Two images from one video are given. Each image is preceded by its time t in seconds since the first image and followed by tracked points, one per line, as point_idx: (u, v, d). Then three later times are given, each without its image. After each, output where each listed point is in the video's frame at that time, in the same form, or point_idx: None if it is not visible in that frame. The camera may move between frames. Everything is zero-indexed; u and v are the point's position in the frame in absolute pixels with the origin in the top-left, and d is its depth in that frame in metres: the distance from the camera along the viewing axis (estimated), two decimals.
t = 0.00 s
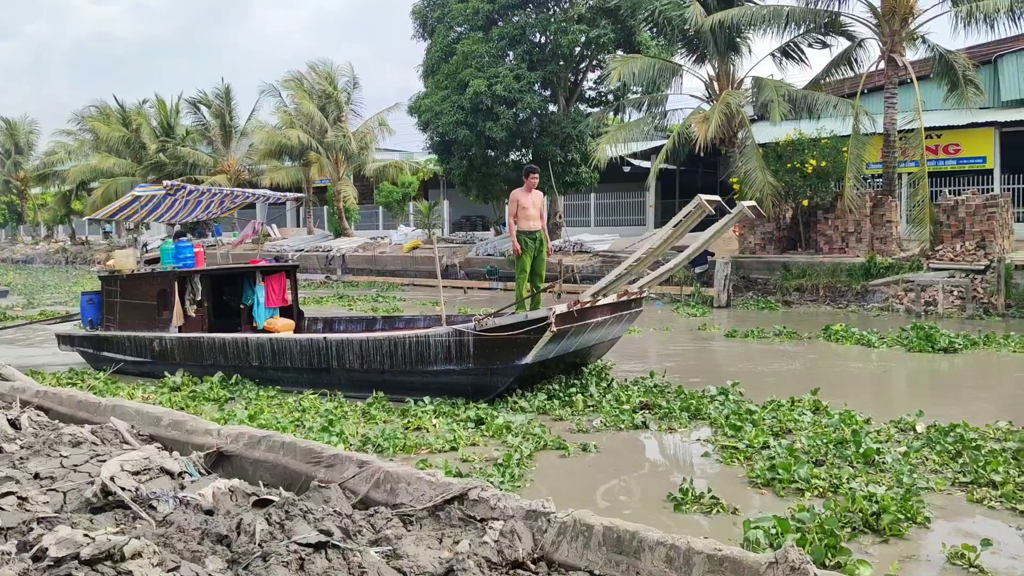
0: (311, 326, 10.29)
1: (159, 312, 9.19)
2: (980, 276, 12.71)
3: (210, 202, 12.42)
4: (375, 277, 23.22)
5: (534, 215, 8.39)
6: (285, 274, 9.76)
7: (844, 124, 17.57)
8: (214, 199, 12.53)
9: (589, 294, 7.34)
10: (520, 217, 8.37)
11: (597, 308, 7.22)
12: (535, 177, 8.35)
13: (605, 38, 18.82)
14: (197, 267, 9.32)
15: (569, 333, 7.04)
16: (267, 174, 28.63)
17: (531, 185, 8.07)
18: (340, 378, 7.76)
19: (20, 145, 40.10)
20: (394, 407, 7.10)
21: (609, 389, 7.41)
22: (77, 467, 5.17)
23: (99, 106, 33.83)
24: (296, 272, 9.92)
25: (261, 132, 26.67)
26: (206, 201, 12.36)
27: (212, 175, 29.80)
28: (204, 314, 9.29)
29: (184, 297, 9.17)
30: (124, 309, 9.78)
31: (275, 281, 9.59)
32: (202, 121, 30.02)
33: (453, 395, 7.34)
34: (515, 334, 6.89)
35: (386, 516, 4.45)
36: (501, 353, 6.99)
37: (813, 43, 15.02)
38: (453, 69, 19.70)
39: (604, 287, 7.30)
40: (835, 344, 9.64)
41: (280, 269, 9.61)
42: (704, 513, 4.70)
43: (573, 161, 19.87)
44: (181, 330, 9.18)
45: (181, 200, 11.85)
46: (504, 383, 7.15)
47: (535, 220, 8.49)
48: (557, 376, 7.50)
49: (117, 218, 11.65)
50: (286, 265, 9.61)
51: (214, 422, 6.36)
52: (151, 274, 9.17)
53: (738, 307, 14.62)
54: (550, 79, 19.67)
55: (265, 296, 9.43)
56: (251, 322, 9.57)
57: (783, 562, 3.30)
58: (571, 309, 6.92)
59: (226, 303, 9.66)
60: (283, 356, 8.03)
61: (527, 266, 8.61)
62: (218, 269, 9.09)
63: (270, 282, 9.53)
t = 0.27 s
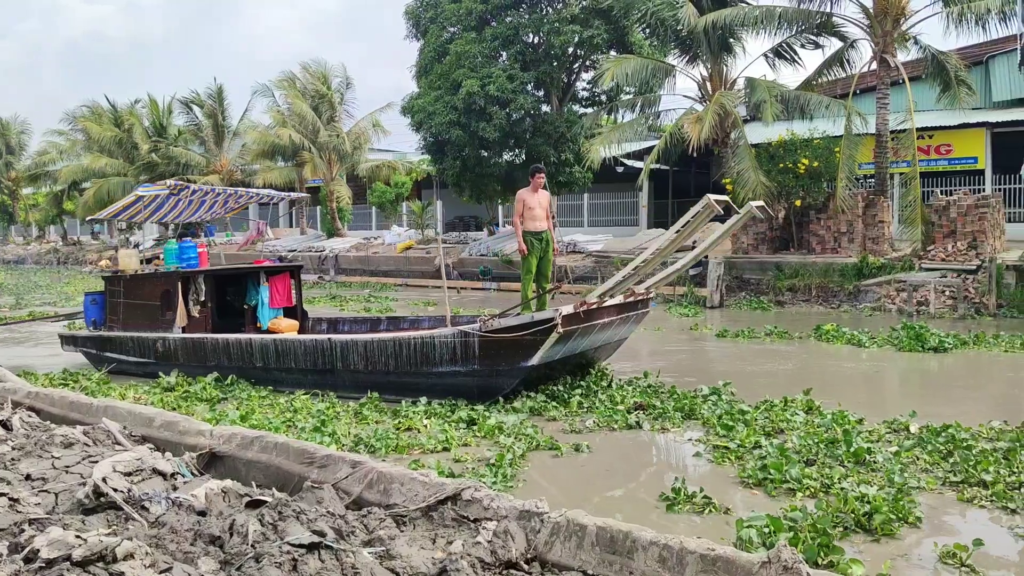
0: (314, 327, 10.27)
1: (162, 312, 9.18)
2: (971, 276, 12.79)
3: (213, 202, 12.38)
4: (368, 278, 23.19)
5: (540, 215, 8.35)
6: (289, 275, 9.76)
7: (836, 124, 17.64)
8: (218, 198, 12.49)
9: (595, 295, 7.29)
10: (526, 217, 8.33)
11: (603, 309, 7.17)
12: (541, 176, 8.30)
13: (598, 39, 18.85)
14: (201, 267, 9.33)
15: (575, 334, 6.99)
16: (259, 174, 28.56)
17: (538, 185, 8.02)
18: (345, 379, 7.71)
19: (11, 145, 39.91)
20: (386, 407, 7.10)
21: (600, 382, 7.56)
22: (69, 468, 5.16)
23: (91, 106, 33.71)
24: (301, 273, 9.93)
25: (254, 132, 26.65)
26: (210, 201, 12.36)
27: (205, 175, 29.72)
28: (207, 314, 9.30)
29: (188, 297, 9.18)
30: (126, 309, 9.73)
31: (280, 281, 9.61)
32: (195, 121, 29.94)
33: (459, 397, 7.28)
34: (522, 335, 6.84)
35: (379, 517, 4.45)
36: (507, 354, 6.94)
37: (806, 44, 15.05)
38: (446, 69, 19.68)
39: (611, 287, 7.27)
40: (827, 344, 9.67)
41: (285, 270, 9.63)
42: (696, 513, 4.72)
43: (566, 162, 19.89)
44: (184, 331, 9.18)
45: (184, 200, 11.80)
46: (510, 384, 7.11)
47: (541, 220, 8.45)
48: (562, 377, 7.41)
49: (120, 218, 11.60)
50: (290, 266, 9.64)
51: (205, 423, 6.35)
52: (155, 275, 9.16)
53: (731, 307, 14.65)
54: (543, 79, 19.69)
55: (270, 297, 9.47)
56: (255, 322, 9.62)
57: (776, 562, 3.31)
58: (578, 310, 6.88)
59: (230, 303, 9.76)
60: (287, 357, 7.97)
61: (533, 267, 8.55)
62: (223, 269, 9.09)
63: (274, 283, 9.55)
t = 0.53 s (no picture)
0: (319, 328, 10.22)
1: (166, 313, 9.12)
2: (963, 276, 12.85)
3: (218, 202, 12.35)
4: (362, 278, 23.16)
5: (547, 215, 8.29)
6: (294, 275, 9.72)
7: (829, 124, 17.70)
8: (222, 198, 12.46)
9: (602, 297, 7.26)
10: (533, 217, 8.27)
11: (609, 310, 7.10)
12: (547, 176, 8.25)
13: (592, 39, 18.85)
14: (204, 267, 9.29)
15: (582, 335, 6.95)
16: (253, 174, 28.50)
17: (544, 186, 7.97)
18: (349, 381, 7.69)
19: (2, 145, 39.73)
20: (379, 408, 7.09)
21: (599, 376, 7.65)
22: (60, 470, 5.15)
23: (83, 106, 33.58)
24: (305, 273, 9.90)
25: (247, 133, 26.63)
26: (213, 201, 12.24)
27: (197, 176, 29.63)
28: (211, 315, 9.26)
29: (191, 298, 9.13)
30: (130, 309, 9.68)
31: (284, 281, 9.57)
32: (188, 121, 29.87)
33: (464, 399, 7.27)
34: (528, 337, 6.80)
35: (372, 518, 4.45)
36: (513, 355, 6.90)
37: (799, 45, 15.08)
38: (439, 69, 19.67)
39: (618, 288, 7.21)
40: (818, 343, 9.70)
41: (289, 270, 9.57)
42: (688, 512, 4.73)
43: (560, 162, 19.90)
44: (188, 331, 9.13)
45: (189, 200, 11.77)
46: (516, 386, 7.08)
47: (548, 221, 8.40)
48: (567, 379, 7.35)
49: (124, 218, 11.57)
50: (294, 266, 9.58)
51: (197, 423, 6.34)
52: (158, 275, 9.08)
53: (724, 307, 14.67)
54: (536, 80, 19.70)
55: (273, 297, 9.43)
56: (259, 323, 9.56)
57: (768, 561, 3.31)
58: (585, 310, 6.84)
59: (233, 304, 9.75)
60: (291, 358, 7.95)
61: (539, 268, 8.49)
62: (227, 269, 9.05)
63: (278, 283, 9.52)
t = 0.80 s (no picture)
0: (325, 327, 10.21)
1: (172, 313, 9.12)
2: (959, 276, 12.88)
3: (225, 201, 12.31)
4: (358, 278, 23.14)
5: (556, 215, 8.26)
6: (300, 275, 9.74)
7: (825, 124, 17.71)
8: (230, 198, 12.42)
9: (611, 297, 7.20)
10: (542, 219, 8.24)
11: (618, 311, 7.06)
12: (556, 176, 8.19)
13: (588, 39, 18.77)
14: (211, 267, 9.28)
15: (591, 337, 6.90)
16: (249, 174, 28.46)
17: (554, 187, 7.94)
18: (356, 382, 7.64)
19: None
20: (374, 408, 7.08)
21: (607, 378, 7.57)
22: (55, 471, 5.14)
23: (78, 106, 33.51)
24: (312, 273, 9.89)
25: (243, 133, 26.63)
26: (220, 200, 12.17)
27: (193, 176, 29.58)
28: (217, 315, 9.25)
29: (198, 298, 9.12)
30: (136, 309, 9.68)
31: (290, 281, 9.59)
32: (183, 121, 29.83)
33: (473, 400, 7.21)
34: (536, 338, 6.73)
35: (368, 518, 4.44)
36: (521, 357, 6.83)
37: (795, 45, 15.10)
38: (435, 69, 19.66)
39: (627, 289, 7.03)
40: (813, 343, 9.72)
41: (296, 270, 9.59)
42: (683, 512, 4.73)
43: (556, 163, 19.90)
44: (194, 331, 9.11)
45: (196, 199, 11.74)
46: (524, 387, 7.03)
47: (557, 221, 8.38)
48: (575, 379, 7.32)
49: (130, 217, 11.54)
50: (301, 266, 9.60)
51: (192, 424, 6.33)
52: (164, 274, 9.11)
53: (720, 307, 14.68)
54: (532, 80, 19.70)
55: (280, 297, 9.45)
56: (266, 323, 9.60)
57: (764, 561, 3.31)
58: (594, 312, 6.79)
59: (240, 304, 9.77)
60: (298, 359, 7.92)
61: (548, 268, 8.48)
62: (234, 269, 9.06)
63: (285, 283, 9.54)
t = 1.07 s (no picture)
0: (332, 326, 10.22)
1: (179, 312, 9.07)
2: (955, 276, 12.90)
3: (232, 200, 12.32)
4: (355, 278, 23.12)
5: (565, 215, 8.29)
6: (307, 274, 9.74)
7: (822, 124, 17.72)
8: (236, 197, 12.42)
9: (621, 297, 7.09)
10: (552, 218, 8.24)
11: (628, 312, 6.94)
12: (565, 176, 8.20)
13: (585, 38, 18.80)
14: (218, 266, 9.28)
15: (600, 337, 6.79)
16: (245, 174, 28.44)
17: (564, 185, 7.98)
18: (363, 383, 7.62)
19: None
20: (369, 407, 7.08)
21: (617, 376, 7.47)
22: (52, 470, 5.14)
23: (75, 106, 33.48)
24: (319, 273, 9.90)
25: (239, 132, 26.62)
26: (227, 200, 12.25)
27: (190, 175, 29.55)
28: (225, 314, 9.26)
29: (205, 297, 9.10)
30: (143, 309, 9.61)
31: (298, 281, 9.61)
32: (180, 121, 29.78)
33: (482, 400, 7.14)
34: (544, 339, 6.66)
35: (365, 517, 4.45)
36: (529, 357, 6.77)
37: (792, 45, 15.11)
38: (432, 69, 19.64)
39: (637, 289, 7.07)
40: (808, 343, 9.74)
41: (304, 270, 9.63)
42: (679, 512, 4.73)
43: (553, 162, 19.90)
44: (202, 331, 9.08)
45: (202, 198, 11.75)
46: (533, 389, 6.95)
47: (566, 221, 8.39)
48: (584, 380, 7.20)
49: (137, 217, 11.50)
50: (308, 266, 9.63)
51: (188, 423, 6.33)
52: (171, 274, 9.03)
53: (716, 307, 14.70)
54: (529, 80, 19.70)
55: (288, 296, 9.45)
56: (273, 322, 9.60)
57: (761, 560, 3.31)
58: (603, 312, 6.68)
59: (248, 303, 9.80)
60: (306, 358, 7.91)
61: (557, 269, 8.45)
62: (241, 268, 9.06)
63: (292, 283, 9.54)
